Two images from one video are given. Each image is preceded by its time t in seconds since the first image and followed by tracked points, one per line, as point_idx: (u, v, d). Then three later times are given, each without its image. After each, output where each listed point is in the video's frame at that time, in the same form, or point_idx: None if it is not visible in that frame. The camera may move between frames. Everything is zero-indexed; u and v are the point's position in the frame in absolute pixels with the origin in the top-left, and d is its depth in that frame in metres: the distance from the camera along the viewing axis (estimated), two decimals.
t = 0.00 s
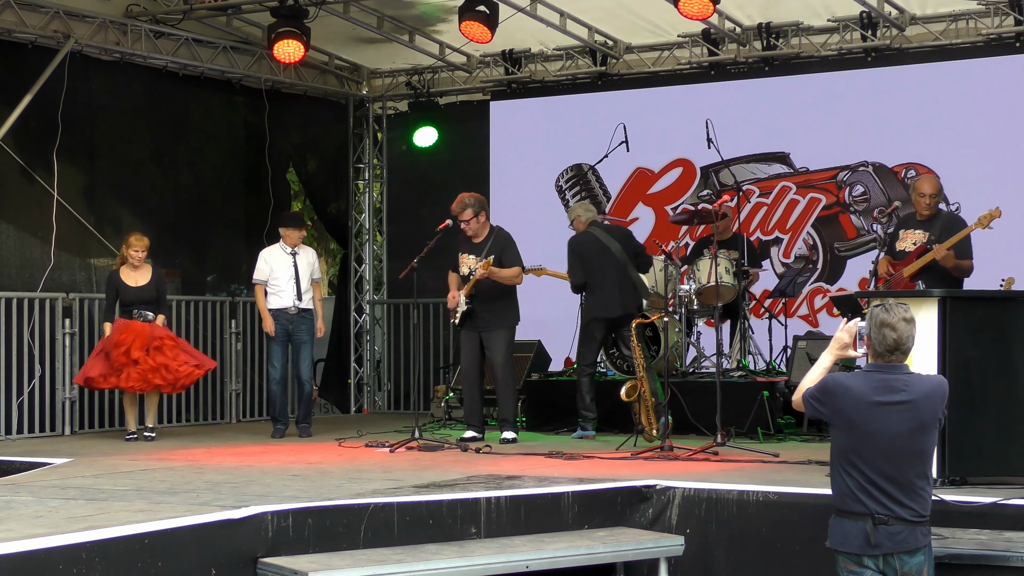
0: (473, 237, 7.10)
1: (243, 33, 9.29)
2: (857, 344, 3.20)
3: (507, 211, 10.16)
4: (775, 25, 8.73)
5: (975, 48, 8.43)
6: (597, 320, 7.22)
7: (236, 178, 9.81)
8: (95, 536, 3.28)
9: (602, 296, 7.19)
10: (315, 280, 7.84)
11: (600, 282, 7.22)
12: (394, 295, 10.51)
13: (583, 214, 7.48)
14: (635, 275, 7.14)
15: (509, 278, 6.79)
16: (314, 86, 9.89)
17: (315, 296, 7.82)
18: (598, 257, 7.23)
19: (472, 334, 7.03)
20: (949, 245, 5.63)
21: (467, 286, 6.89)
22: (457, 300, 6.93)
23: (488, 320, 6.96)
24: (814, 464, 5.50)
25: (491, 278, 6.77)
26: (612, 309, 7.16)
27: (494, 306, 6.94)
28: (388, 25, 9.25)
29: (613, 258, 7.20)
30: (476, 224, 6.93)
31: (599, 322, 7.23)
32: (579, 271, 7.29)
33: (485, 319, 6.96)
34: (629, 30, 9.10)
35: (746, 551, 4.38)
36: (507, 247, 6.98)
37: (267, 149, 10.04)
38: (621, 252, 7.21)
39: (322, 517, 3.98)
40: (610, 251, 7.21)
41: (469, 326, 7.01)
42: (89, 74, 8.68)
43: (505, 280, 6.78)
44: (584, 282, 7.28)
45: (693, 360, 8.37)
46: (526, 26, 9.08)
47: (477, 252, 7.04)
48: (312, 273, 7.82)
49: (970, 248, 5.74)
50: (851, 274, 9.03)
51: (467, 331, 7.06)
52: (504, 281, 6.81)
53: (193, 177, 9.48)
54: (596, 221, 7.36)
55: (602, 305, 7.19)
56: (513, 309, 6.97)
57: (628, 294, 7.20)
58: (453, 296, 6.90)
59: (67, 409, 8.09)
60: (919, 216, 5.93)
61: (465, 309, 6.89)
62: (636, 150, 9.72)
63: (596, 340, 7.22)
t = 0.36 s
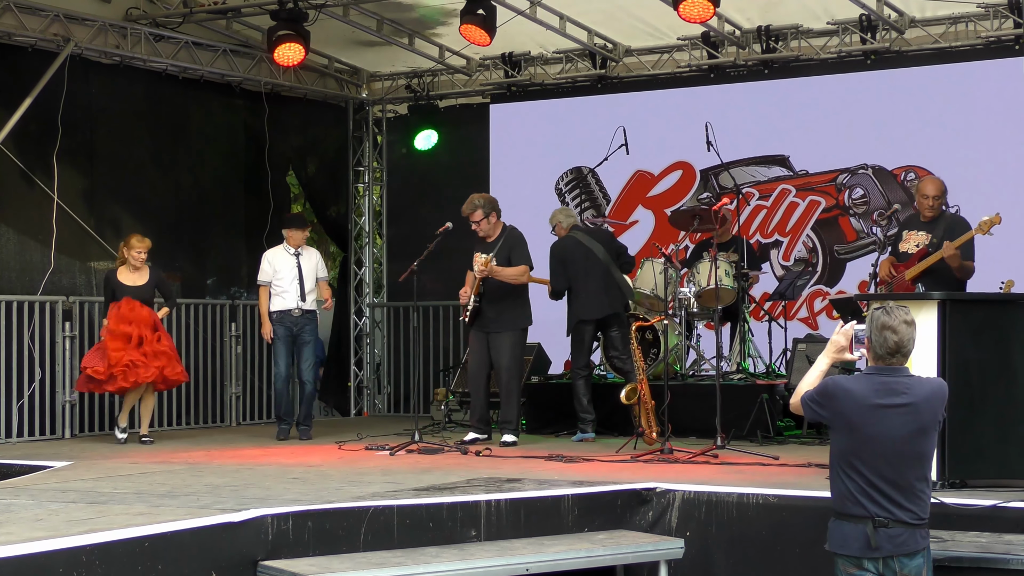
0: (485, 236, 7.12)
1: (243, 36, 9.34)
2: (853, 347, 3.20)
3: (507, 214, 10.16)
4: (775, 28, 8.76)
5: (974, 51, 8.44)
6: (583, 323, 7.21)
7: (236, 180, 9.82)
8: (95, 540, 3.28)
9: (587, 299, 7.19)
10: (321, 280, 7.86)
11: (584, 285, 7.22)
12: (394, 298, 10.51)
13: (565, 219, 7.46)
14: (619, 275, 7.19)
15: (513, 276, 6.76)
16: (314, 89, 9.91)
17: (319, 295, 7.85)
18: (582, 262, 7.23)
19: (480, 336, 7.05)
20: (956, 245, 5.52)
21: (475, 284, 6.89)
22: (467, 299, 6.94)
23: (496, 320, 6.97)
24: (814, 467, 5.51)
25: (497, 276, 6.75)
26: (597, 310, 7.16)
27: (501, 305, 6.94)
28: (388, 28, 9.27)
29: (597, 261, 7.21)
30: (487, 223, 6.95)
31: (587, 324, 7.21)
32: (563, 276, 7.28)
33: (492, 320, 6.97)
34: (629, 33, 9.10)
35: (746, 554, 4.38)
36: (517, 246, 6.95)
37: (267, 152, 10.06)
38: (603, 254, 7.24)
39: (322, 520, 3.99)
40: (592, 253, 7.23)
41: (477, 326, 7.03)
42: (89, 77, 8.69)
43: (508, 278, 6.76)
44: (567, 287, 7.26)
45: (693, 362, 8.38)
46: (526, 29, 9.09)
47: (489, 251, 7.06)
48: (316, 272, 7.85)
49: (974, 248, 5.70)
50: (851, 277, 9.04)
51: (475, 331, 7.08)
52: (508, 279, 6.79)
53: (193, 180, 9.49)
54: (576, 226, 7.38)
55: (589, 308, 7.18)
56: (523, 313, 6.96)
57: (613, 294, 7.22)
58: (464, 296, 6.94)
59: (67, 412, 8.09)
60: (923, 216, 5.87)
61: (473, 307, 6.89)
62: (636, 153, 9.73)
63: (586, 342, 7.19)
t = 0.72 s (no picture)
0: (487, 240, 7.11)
1: (243, 39, 9.35)
2: (850, 350, 3.19)
3: (507, 217, 10.16)
4: (775, 31, 8.78)
5: (974, 53, 8.45)
6: (580, 327, 7.21)
7: (236, 183, 9.83)
8: (95, 542, 3.28)
9: (583, 302, 7.19)
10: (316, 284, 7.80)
11: (579, 288, 7.23)
12: (394, 301, 10.51)
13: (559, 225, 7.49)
14: (613, 277, 7.16)
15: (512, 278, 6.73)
16: (315, 92, 9.91)
17: (314, 299, 7.81)
18: (576, 265, 7.24)
19: (479, 339, 7.05)
20: (954, 246, 5.51)
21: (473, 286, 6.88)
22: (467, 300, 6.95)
23: (495, 324, 6.96)
24: (814, 469, 5.51)
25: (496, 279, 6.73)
26: (592, 313, 7.15)
27: (502, 309, 6.94)
28: (388, 31, 9.28)
29: (592, 264, 7.20)
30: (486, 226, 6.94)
31: (584, 327, 7.20)
32: (558, 281, 7.30)
33: (492, 323, 6.96)
34: (629, 36, 9.11)
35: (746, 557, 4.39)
36: (518, 248, 6.95)
37: (267, 155, 10.04)
38: (597, 256, 7.22)
39: (322, 523, 3.99)
40: (585, 256, 7.22)
41: (476, 329, 7.03)
42: (89, 80, 8.69)
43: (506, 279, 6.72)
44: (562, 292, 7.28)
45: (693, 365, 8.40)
46: (526, 32, 9.10)
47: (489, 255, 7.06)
48: (312, 277, 7.80)
49: (978, 247, 5.61)
50: (851, 280, 9.04)
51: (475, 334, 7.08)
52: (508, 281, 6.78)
53: (192, 183, 9.49)
54: (570, 230, 7.39)
55: (585, 311, 7.17)
56: (521, 316, 6.95)
57: (608, 297, 7.20)
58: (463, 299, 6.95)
59: (67, 415, 8.09)
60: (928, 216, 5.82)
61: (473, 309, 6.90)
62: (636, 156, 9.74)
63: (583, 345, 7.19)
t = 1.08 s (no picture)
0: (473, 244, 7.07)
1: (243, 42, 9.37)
2: (845, 354, 3.20)
3: (507, 219, 10.17)
4: (775, 34, 8.79)
5: (974, 57, 8.46)
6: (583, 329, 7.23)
7: (235, 186, 9.84)
8: (95, 545, 3.28)
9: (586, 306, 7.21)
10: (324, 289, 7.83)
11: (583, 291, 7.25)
12: (394, 304, 10.51)
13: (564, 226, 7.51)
14: (617, 281, 7.18)
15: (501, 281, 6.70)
16: (315, 95, 9.92)
17: (320, 304, 7.82)
18: (580, 268, 7.26)
19: (465, 341, 7.00)
20: (952, 250, 5.50)
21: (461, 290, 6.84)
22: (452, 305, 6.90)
23: (482, 326, 6.91)
24: (814, 473, 5.51)
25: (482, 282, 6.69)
26: (595, 316, 7.17)
27: (489, 312, 6.89)
28: (388, 34, 9.30)
29: (596, 267, 7.22)
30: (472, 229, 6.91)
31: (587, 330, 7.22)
32: (563, 282, 7.32)
33: (479, 325, 6.91)
34: (629, 39, 9.13)
35: (746, 560, 4.38)
36: (506, 253, 6.93)
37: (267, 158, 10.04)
38: (602, 260, 7.24)
39: (322, 526, 3.99)
40: (590, 259, 7.25)
41: (462, 331, 6.97)
42: (89, 82, 8.70)
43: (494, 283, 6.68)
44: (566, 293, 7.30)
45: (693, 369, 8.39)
46: (526, 35, 9.11)
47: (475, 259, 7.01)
48: (318, 282, 7.82)
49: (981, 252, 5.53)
50: (851, 283, 9.04)
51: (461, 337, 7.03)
52: (496, 285, 6.73)
53: (193, 186, 9.50)
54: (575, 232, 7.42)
55: (588, 314, 7.19)
56: (509, 318, 6.91)
57: (612, 301, 7.22)
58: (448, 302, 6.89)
59: (67, 417, 8.08)
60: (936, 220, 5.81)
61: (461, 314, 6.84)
62: (636, 159, 9.74)
63: (586, 348, 7.21)
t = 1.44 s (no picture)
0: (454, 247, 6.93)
1: (244, 46, 9.40)
2: (840, 359, 3.19)
3: (507, 223, 10.17)
4: (775, 37, 8.78)
5: (974, 61, 8.47)
6: (601, 332, 7.20)
7: (236, 189, 9.84)
8: (95, 549, 3.28)
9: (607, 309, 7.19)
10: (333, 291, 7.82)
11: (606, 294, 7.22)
12: (394, 307, 10.51)
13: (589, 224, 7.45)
14: (642, 288, 7.17)
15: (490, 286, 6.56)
16: (315, 98, 9.93)
17: (328, 307, 7.82)
18: (607, 269, 7.22)
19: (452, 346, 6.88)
20: (947, 254, 5.49)
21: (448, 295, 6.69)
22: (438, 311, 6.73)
23: (470, 328, 6.81)
24: (815, 476, 5.51)
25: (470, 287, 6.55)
26: (615, 321, 7.16)
27: (475, 314, 6.80)
28: (388, 37, 9.31)
29: (623, 271, 7.19)
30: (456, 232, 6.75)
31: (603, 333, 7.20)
32: (587, 281, 7.27)
33: (465, 326, 6.81)
34: (628, 42, 9.14)
35: (746, 564, 4.38)
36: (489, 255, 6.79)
37: (267, 162, 10.04)
38: (629, 264, 7.21)
39: (322, 529, 4.00)
40: (618, 263, 7.21)
41: (449, 336, 6.85)
42: (90, 86, 8.71)
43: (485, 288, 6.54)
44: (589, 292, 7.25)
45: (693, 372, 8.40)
46: (526, 38, 9.12)
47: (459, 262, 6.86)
48: (326, 284, 7.81)
49: (978, 255, 5.51)
50: (851, 287, 9.04)
51: (447, 342, 6.91)
52: (485, 289, 6.60)
53: (193, 190, 9.50)
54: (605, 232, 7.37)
55: (609, 318, 7.17)
56: (492, 319, 6.82)
57: (634, 308, 7.20)
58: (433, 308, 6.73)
59: (67, 421, 8.08)
60: (934, 222, 5.76)
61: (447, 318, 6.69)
62: (636, 162, 9.75)
63: (601, 352, 7.19)
